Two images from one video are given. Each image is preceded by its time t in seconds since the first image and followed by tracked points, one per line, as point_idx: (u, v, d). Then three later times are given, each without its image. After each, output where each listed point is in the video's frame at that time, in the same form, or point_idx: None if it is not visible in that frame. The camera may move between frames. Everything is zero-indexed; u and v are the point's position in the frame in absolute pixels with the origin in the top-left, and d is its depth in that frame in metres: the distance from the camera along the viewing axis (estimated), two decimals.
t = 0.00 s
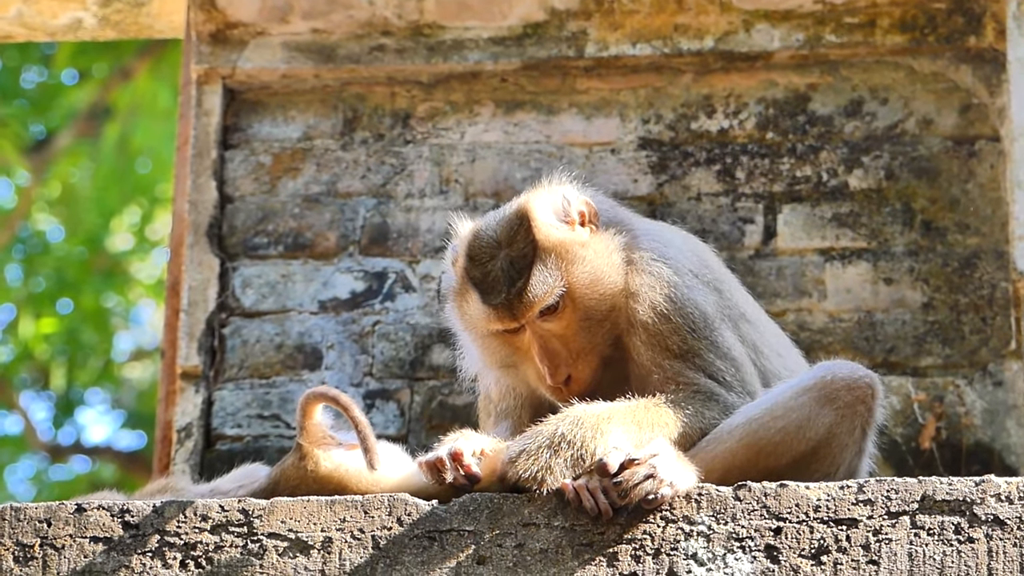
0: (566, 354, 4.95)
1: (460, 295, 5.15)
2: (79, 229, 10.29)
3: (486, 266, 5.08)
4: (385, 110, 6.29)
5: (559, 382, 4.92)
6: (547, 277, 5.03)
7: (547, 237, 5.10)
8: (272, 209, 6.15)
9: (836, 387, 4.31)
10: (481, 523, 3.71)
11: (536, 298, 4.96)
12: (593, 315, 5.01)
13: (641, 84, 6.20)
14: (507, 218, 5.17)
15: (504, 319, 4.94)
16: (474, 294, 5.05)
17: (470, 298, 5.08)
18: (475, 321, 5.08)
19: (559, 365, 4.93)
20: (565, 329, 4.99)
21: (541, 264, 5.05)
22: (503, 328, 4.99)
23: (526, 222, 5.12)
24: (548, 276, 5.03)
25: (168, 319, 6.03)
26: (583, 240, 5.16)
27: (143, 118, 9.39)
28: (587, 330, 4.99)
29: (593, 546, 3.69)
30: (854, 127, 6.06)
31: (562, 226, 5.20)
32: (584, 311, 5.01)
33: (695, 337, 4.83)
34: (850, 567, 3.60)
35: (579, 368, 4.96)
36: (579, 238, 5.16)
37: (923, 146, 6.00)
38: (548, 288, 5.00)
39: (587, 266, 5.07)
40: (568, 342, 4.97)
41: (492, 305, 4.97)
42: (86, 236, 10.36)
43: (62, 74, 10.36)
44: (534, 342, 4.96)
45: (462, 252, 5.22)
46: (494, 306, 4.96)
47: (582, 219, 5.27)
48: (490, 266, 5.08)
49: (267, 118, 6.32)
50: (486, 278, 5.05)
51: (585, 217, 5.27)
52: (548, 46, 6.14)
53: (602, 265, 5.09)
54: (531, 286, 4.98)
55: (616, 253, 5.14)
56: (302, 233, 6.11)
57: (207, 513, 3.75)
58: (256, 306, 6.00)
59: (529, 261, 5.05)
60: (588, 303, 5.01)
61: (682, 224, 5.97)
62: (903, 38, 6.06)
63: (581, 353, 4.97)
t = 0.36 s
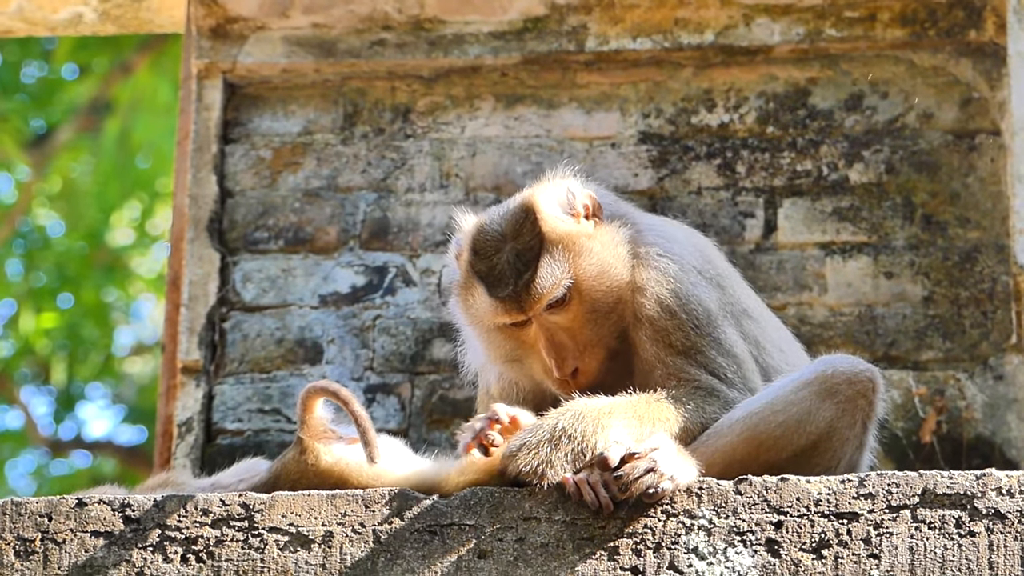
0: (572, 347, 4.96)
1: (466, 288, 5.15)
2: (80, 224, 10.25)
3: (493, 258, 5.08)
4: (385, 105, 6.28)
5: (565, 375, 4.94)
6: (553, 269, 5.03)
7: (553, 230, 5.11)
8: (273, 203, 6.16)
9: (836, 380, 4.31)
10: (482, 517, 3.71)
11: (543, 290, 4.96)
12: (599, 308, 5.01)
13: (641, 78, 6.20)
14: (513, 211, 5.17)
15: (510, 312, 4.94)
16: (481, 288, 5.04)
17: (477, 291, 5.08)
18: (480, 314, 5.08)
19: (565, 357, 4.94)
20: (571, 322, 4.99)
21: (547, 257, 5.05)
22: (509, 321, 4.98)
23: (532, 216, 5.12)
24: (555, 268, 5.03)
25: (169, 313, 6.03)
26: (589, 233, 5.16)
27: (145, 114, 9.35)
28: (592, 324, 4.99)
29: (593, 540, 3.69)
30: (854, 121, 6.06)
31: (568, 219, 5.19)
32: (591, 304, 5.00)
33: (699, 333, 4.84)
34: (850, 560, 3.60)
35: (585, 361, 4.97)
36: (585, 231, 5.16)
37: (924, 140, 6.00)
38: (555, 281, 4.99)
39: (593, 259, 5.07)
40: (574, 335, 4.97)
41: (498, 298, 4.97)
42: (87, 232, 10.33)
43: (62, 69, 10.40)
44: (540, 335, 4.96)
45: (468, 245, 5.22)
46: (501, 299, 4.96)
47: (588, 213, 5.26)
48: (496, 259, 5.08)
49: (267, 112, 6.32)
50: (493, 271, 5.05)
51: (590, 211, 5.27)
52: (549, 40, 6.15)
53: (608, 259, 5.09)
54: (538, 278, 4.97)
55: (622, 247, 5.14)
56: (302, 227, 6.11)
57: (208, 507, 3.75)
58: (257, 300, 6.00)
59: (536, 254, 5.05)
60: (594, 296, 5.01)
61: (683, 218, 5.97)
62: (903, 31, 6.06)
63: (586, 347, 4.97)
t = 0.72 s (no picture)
0: (573, 340, 4.96)
1: (468, 280, 5.13)
2: (79, 218, 10.31)
3: (496, 250, 5.05)
4: (384, 99, 6.28)
5: (567, 367, 4.94)
6: (556, 261, 5.01)
7: (557, 222, 5.08)
8: (272, 197, 6.15)
9: (835, 374, 4.31)
10: (482, 511, 3.72)
11: (546, 283, 4.94)
12: (601, 300, 5.00)
13: (641, 72, 6.20)
14: (516, 203, 5.14)
15: (513, 304, 4.92)
16: (484, 279, 5.02)
17: (480, 283, 5.05)
18: (482, 305, 5.06)
19: (567, 350, 4.94)
20: (573, 314, 4.98)
21: (550, 249, 5.03)
22: (512, 313, 4.97)
23: (536, 207, 5.09)
24: (558, 260, 5.01)
25: (168, 307, 6.03)
26: (593, 225, 5.13)
27: (143, 107, 9.35)
28: (595, 317, 4.98)
29: (593, 534, 3.69)
30: (854, 115, 6.06)
31: (572, 212, 5.17)
32: (594, 296, 4.99)
33: (701, 327, 4.84)
34: (850, 554, 3.60)
35: (587, 353, 4.97)
36: (588, 223, 5.14)
37: (923, 134, 6.00)
38: (559, 273, 4.97)
39: (596, 251, 5.05)
40: (577, 328, 4.97)
41: (501, 290, 4.95)
42: (86, 225, 10.39)
43: (61, 63, 10.38)
44: (543, 328, 4.95)
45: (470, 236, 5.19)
46: (504, 291, 4.94)
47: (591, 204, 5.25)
48: (498, 251, 5.05)
49: (266, 106, 6.32)
50: (496, 263, 5.03)
51: (593, 202, 5.25)
52: (548, 34, 6.15)
53: (611, 251, 5.07)
54: (542, 271, 4.95)
55: (625, 239, 5.13)
56: (302, 221, 6.11)
57: (207, 501, 3.75)
58: (256, 294, 6.00)
59: (539, 246, 5.02)
60: (597, 289, 5.00)
61: (682, 211, 5.97)
62: (902, 25, 6.06)
63: (589, 340, 4.97)
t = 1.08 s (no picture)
0: (574, 336, 4.95)
1: (473, 268, 5.13)
2: (80, 214, 10.33)
3: (504, 241, 5.06)
4: (384, 94, 6.28)
5: (566, 364, 4.92)
6: (565, 258, 5.02)
7: (569, 218, 5.11)
8: (272, 193, 6.15)
9: (835, 370, 4.31)
10: (482, 507, 3.71)
11: (554, 277, 4.96)
12: (608, 300, 5.00)
13: (641, 67, 6.20)
14: (528, 195, 5.17)
15: (518, 296, 4.92)
16: (489, 269, 5.04)
17: (485, 272, 5.06)
18: (486, 294, 5.06)
19: (567, 346, 4.93)
20: (576, 310, 4.97)
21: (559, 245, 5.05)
22: (516, 306, 4.97)
23: (547, 203, 5.12)
24: (567, 257, 5.03)
25: (167, 303, 6.02)
26: (603, 225, 5.16)
27: (143, 103, 9.39)
28: (599, 316, 4.99)
29: (593, 530, 3.68)
30: (854, 111, 6.06)
31: (583, 208, 5.19)
32: (600, 295, 5.00)
33: (714, 335, 4.89)
34: (849, 550, 3.60)
35: (587, 350, 4.96)
36: (599, 221, 5.16)
37: (923, 129, 6.00)
38: (566, 270, 4.99)
39: (604, 251, 5.07)
40: (580, 325, 4.97)
41: (507, 280, 4.96)
42: (86, 221, 10.41)
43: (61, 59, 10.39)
44: (545, 321, 4.94)
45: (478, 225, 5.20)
46: (510, 282, 4.94)
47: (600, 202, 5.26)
48: (506, 241, 5.07)
49: (267, 102, 6.32)
50: (503, 253, 5.03)
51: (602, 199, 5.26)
52: (548, 30, 6.14)
53: (621, 251, 5.09)
54: (551, 266, 4.97)
55: (633, 239, 5.14)
56: (302, 217, 6.10)
57: (207, 497, 3.75)
58: (256, 290, 6.00)
59: (547, 241, 5.04)
60: (603, 289, 5.00)
61: (682, 207, 5.97)
62: (902, 21, 6.05)
63: (591, 337, 4.97)
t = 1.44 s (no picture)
0: (604, 339, 4.90)
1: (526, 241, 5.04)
2: (74, 223, 10.37)
3: (566, 227, 4.96)
4: (379, 104, 6.28)
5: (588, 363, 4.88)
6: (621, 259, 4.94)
7: (634, 225, 5.05)
8: (267, 203, 6.15)
9: (836, 392, 4.30)
10: (475, 518, 3.69)
11: (606, 278, 4.88)
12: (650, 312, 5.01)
13: (635, 78, 6.19)
14: (602, 187, 5.08)
15: (565, 286, 4.83)
16: (545, 251, 4.95)
17: (539, 251, 4.97)
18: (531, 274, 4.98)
19: (595, 346, 4.87)
20: (613, 313, 4.93)
21: (619, 245, 4.96)
22: (557, 295, 4.89)
23: (615, 201, 5.03)
24: (624, 261, 4.94)
25: (161, 313, 5.98)
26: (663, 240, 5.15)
27: (138, 113, 9.47)
28: (633, 325, 4.97)
29: (587, 541, 3.67)
30: (849, 121, 6.06)
31: (649, 218, 5.15)
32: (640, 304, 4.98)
33: (753, 357, 5.08)
34: (843, 562, 3.59)
35: (612, 355, 4.91)
36: (660, 236, 5.14)
37: (918, 140, 6.00)
38: (619, 271, 4.91)
39: (658, 267, 5.06)
40: (612, 328, 4.93)
41: (559, 267, 4.86)
42: (80, 231, 10.44)
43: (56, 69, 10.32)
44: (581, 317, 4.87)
45: (541, 200, 5.11)
46: (562, 271, 4.84)
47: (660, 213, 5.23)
48: (568, 228, 4.97)
49: (261, 112, 6.32)
50: (562, 238, 4.95)
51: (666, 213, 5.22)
52: (543, 40, 6.14)
53: (673, 272, 5.10)
54: (607, 268, 4.89)
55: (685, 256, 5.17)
56: (296, 227, 6.10)
57: (201, 508, 3.72)
58: (250, 300, 6.00)
59: (610, 240, 4.96)
60: (645, 302, 5.00)
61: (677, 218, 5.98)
62: (897, 31, 6.05)
63: (619, 343, 4.94)
